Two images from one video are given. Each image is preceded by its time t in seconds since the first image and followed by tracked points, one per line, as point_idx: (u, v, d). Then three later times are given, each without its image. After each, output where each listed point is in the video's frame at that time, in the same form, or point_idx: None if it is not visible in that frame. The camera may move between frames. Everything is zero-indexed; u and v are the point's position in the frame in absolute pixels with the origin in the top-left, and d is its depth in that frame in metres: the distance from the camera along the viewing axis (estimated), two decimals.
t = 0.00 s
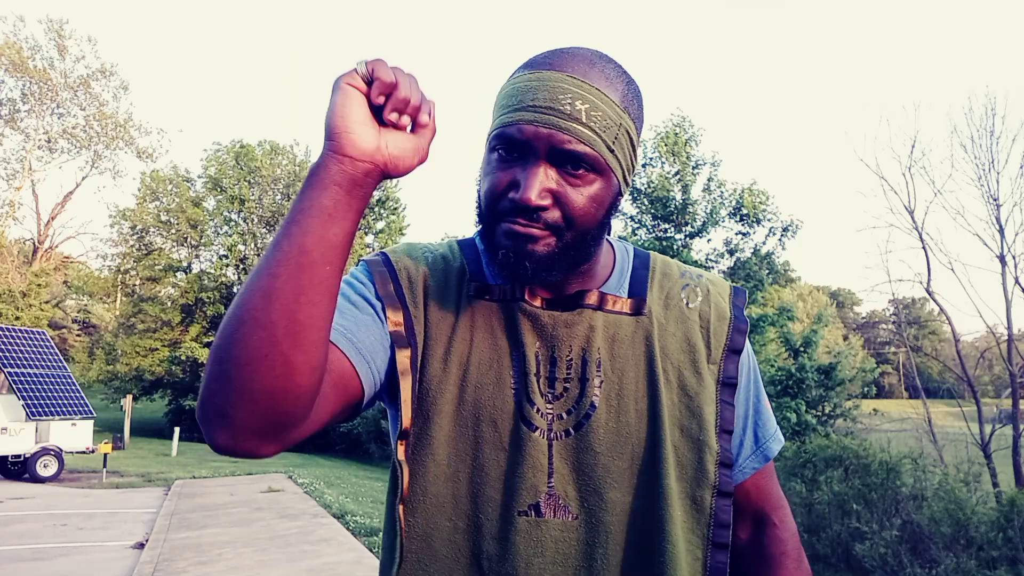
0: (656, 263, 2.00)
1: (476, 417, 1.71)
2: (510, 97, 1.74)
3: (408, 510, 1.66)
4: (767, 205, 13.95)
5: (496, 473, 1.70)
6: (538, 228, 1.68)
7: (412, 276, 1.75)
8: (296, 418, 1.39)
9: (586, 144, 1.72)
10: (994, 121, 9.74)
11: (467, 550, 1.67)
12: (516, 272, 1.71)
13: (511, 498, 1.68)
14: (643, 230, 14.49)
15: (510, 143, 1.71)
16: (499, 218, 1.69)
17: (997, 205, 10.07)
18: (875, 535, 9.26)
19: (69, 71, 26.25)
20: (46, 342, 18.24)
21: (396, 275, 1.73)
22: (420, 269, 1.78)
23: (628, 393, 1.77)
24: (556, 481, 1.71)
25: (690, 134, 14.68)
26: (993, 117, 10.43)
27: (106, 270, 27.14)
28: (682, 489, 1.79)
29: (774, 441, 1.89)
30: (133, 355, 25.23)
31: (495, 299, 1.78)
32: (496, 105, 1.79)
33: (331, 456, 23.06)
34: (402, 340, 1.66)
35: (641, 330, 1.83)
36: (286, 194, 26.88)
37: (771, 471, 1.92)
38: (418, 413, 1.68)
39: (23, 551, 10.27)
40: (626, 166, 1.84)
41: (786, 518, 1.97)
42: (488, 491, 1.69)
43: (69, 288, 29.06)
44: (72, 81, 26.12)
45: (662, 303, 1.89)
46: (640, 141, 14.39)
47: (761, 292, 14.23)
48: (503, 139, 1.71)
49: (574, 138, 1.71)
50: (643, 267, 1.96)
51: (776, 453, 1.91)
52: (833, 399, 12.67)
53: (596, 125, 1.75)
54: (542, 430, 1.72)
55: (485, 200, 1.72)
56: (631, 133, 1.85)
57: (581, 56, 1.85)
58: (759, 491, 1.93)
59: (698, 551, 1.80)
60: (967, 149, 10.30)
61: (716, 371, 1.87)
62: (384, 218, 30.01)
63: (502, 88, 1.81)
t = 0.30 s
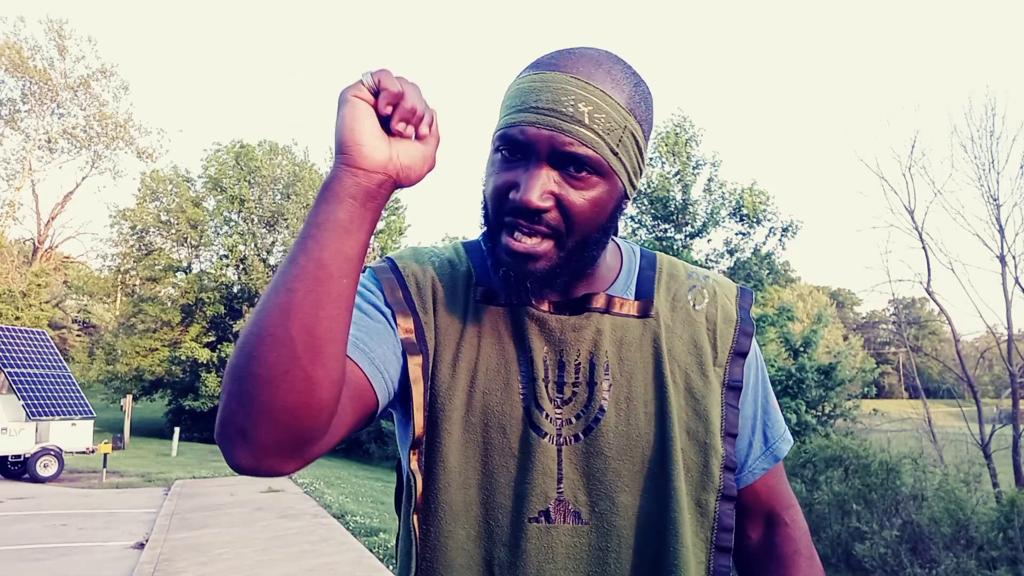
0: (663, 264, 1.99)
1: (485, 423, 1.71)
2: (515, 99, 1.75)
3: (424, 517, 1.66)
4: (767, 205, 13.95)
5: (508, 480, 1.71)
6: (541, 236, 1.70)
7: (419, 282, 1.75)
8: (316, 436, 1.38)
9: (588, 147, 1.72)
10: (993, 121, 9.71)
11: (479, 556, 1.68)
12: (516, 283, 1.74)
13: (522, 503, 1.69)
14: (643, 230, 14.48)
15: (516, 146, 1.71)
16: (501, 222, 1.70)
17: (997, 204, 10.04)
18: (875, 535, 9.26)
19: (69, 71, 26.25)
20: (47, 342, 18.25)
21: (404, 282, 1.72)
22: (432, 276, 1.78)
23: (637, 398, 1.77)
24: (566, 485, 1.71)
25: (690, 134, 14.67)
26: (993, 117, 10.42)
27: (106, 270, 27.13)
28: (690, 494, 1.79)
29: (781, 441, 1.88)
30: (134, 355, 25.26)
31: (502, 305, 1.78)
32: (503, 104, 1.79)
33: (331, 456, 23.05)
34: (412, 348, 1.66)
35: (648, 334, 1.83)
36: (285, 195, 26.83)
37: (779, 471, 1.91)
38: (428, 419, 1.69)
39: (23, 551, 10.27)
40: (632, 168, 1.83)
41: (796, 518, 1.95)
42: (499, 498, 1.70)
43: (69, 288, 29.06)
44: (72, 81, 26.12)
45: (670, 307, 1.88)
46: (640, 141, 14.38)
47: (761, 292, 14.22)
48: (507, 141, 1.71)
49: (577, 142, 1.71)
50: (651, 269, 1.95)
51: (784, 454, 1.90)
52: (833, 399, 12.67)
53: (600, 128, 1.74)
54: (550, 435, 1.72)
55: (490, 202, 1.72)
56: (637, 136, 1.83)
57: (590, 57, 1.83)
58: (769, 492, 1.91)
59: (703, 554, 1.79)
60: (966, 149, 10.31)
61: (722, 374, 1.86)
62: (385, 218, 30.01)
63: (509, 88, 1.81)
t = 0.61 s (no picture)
0: (662, 267, 1.99)
1: (485, 425, 1.71)
2: (523, 98, 1.75)
3: (429, 520, 1.67)
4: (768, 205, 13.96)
5: (509, 480, 1.71)
6: (550, 234, 1.69)
7: (420, 286, 1.73)
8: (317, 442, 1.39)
9: (597, 145, 1.73)
10: (992, 121, 9.71)
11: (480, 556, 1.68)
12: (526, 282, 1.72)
13: (523, 505, 1.69)
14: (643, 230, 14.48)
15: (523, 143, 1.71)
16: (510, 220, 1.70)
17: (997, 205, 10.04)
18: (875, 536, 9.27)
19: (69, 71, 26.25)
20: (47, 342, 18.24)
21: (403, 286, 1.71)
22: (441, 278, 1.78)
23: (635, 401, 1.77)
24: (565, 487, 1.71)
25: (690, 134, 14.65)
26: (993, 117, 10.44)
27: (106, 270, 27.13)
28: (689, 495, 1.78)
29: (776, 444, 1.88)
30: (134, 355, 25.28)
31: (503, 307, 1.77)
32: (509, 106, 1.79)
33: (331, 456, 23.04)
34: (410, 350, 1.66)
35: (647, 337, 1.83)
36: (285, 195, 26.80)
37: (774, 474, 1.90)
38: (430, 422, 1.69)
39: (23, 551, 10.27)
40: (639, 167, 1.83)
41: (789, 520, 1.93)
42: (501, 500, 1.70)
43: (69, 288, 29.06)
44: (73, 81, 26.12)
45: (669, 313, 1.87)
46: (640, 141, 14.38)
47: (761, 292, 14.19)
48: (515, 139, 1.72)
49: (587, 140, 1.72)
50: (651, 272, 1.94)
51: (779, 457, 1.89)
52: (833, 399, 12.68)
53: (607, 126, 1.75)
54: (549, 436, 1.72)
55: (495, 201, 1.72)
56: (642, 136, 1.84)
57: (595, 59, 1.84)
58: (764, 493, 1.90)
59: (704, 557, 1.78)
60: (966, 149, 10.31)
61: (721, 377, 1.85)
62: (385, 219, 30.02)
63: (514, 91, 1.81)
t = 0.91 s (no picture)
0: (639, 269, 1.96)
1: (461, 424, 1.70)
2: (504, 113, 1.73)
3: (402, 516, 1.67)
4: (768, 205, 13.96)
5: (483, 476, 1.69)
6: (531, 242, 1.68)
7: (404, 286, 1.73)
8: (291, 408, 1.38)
9: (577, 160, 1.71)
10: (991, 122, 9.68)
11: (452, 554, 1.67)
12: (504, 283, 1.71)
13: (497, 502, 1.68)
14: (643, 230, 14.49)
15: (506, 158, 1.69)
16: (492, 231, 1.69)
17: (998, 205, 10.03)
18: (875, 536, 9.26)
19: (69, 71, 26.25)
20: (47, 342, 18.23)
21: (388, 284, 1.72)
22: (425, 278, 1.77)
23: (609, 401, 1.76)
24: (539, 486, 1.70)
25: (690, 134, 14.64)
26: (991, 118, 10.47)
27: (106, 270, 27.13)
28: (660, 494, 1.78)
29: (750, 443, 1.89)
30: (134, 355, 25.30)
31: (483, 308, 1.76)
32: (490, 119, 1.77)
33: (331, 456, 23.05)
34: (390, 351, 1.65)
35: (621, 341, 1.81)
36: (285, 195, 26.79)
37: (750, 473, 1.90)
38: (405, 421, 1.68)
39: (24, 551, 10.27)
40: (615, 180, 1.82)
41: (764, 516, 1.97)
42: (475, 497, 1.68)
43: (69, 288, 29.07)
44: (73, 81, 26.12)
45: (645, 315, 1.86)
46: (640, 141, 14.37)
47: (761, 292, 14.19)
48: (497, 153, 1.70)
49: (564, 153, 1.70)
50: (627, 272, 1.93)
51: (753, 455, 1.90)
52: (833, 399, 12.69)
53: (589, 143, 1.73)
54: (524, 437, 1.71)
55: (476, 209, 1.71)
56: (620, 149, 1.82)
57: (574, 73, 1.82)
58: (740, 491, 1.91)
59: (670, 554, 1.79)
60: (965, 149, 10.32)
61: (693, 380, 1.85)
62: (386, 218, 30.04)
63: (496, 102, 1.79)
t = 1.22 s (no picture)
0: (591, 275, 1.96)
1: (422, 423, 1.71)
2: (466, 129, 1.76)
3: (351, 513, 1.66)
4: (769, 205, 13.92)
5: (441, 474, 1.71)
6: (492, 247, 1.71)
7: (369, 297, 1.73)
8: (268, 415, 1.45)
9: (537, 170, 1.74)
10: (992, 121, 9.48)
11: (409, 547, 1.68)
12: (470, 285, 1.73)
13: (452, 496, 1.70)
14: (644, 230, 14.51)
15: (471, 172, 1.72)
16: (459, 238, 1.72)
17: (998, 205, 10.05)
18: (875, 535, 9.24)
19: (69, 71, 26.25)
20: (47, 342, 18.22)
21: (354, 296, 1.72)
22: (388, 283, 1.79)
23: (561, 397, 1.77)
24: (494, 478, 1.72)
25: (691, 133, 14.61)
26: (992, 117, 10.46)
27: (106, 270, 27.12)
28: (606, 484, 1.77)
29: (700, 436, 1.86)
30: (133, 355, 25.27)
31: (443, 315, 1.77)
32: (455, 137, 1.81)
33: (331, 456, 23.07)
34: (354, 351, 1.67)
35: (573, 341, 1.82)
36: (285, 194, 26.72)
37: (699, 464, 1.88)
38: (369, 421, 1.69)
39: (23, 551, 10.27)
40: (573, 192, 1.85)
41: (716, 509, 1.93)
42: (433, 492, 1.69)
43: (69, 288, 29.07)
44: (73, 81, 26.13)
45: (595, 315, 1.86)
46: (639, 141, 14.36)
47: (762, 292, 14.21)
48: (463, 164, 1.73)
49: (525, 165, 1.73)
50: (582, 277, 1.92)
51: (702, 447, 1.88)
52: (833, 399, 12.72)
53: (549, 158, 1.77)
54: (480, 434, 1.72)
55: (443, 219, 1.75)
56: (576, 164, 1.85)
57: (535, 92, 1.85)
58: (689, 483, 1.89)
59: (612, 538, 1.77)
60: (966, 149, 10.31)
61: (642, 376, 1.84)
62: (387, 218, 30.07)
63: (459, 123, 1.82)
